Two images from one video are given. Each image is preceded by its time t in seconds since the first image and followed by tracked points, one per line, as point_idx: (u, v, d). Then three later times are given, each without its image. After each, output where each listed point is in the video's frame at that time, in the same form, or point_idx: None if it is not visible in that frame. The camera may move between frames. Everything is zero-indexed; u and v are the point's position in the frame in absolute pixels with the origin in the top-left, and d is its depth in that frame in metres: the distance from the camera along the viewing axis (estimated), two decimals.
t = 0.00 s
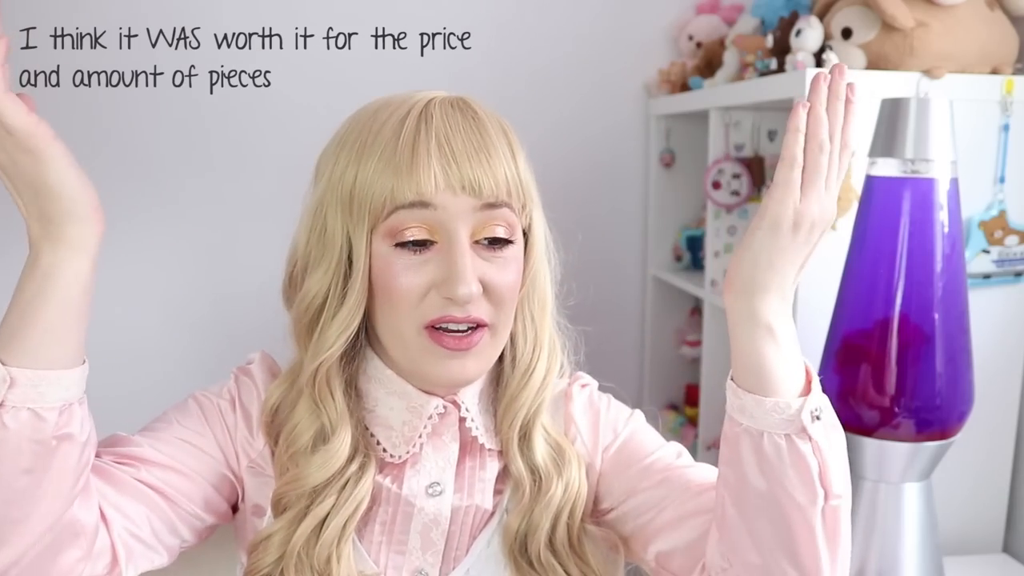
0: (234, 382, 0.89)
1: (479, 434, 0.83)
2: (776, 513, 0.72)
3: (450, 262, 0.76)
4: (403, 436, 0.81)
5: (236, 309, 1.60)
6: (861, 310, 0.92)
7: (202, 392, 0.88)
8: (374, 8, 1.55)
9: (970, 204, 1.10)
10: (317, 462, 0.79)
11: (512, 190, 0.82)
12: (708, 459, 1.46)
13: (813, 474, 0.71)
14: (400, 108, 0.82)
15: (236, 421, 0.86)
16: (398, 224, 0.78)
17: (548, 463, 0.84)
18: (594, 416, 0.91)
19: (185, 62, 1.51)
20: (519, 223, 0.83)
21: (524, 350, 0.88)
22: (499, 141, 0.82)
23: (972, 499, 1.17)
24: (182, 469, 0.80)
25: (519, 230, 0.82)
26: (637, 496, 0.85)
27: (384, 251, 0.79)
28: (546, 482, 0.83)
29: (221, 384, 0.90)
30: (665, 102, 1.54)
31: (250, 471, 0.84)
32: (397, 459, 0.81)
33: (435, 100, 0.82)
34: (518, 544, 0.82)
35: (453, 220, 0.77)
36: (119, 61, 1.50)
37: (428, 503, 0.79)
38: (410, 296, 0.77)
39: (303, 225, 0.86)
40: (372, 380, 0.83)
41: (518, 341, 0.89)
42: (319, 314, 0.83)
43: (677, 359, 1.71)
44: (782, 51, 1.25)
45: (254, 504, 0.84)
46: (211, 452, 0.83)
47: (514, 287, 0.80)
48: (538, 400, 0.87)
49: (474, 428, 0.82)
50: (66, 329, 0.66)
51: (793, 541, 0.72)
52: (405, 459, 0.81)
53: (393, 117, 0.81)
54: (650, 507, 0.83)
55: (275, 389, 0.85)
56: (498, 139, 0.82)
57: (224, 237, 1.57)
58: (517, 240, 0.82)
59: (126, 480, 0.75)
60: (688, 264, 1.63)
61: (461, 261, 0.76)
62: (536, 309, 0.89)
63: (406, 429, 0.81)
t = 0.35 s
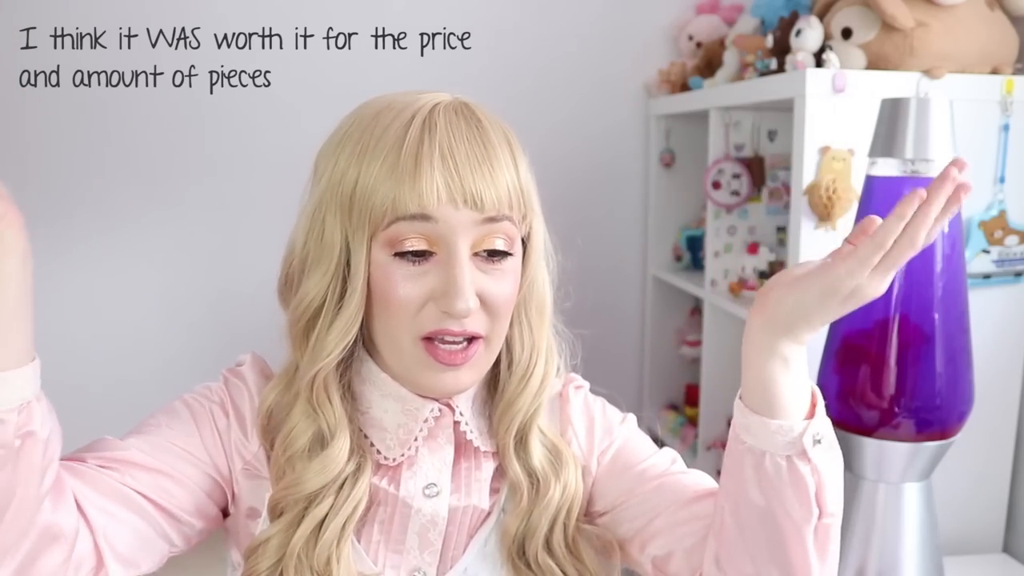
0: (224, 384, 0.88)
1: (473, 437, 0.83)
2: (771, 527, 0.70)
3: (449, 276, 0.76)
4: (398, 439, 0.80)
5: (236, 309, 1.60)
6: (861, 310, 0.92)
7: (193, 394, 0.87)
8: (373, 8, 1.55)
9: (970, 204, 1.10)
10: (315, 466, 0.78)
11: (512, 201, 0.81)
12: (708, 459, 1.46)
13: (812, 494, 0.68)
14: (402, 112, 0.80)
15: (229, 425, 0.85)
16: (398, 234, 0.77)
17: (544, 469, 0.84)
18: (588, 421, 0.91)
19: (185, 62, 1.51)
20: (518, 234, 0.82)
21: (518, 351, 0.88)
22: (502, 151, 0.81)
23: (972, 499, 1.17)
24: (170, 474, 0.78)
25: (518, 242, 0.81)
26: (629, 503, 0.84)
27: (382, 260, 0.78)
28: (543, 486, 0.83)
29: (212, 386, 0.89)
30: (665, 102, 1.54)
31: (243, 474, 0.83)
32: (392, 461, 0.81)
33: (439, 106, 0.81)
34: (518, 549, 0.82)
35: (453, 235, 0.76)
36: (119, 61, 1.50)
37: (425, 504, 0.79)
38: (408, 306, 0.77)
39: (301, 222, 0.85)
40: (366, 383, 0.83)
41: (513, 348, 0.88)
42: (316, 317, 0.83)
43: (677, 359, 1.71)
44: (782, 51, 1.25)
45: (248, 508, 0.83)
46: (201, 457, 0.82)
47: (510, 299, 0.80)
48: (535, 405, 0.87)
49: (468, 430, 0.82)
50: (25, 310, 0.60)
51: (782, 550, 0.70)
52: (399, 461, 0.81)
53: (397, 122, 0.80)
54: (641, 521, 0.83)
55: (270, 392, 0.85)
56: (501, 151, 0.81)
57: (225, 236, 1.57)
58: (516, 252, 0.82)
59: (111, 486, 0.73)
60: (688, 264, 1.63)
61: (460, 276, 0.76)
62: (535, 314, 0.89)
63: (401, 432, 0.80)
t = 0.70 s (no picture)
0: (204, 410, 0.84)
1: (471, 444, 0.84)
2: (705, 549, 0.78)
3: (444, 281, 0.76)
4: (395, 447, 0.80)
5: (236, 309, 1.60)
6: (861, 310, 0.92)
7: (173, 421, 0.82)
8: (373, 8, 1.55)
9: (970, 204, 1.10)
10: (320, 477, 0.78)
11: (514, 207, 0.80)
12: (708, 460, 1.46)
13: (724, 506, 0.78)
14: (406, 114, 0.80)
15: (220, 453, 0.81)
16: (395, 237, 0.77)
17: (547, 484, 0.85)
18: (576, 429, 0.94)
19: (184, 63, 1.51)
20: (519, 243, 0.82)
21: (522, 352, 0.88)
22: (504, 156, 0.80)
23: (972, 499, 1.17)
24: (166, 521, 0.75)
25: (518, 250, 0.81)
26: (625, 509, 0.87)
27: (379, 263, 0.78)
28: (548, 504, 0.84)
29: (193, 407, 0.85)
30: (665, 102, 1.54)
31: (238, 504, 0.81)
32: (387, 470, 0.80)
33: (443, 108, 0.81)
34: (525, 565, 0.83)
35: (450, 241, 0.76)
36: (118, 61, 1.50)
37: (426, 515, 0.79)
38: (404, 310, 0.77)
39: (302, 222, 0.85)
40: (366, 394, 0.82)
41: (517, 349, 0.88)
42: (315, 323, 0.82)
43: (677, 359, 1.71)
44: (782, 51, 1.25)
45: (241, 535, 0.81)
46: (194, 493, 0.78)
47: (504, 309, 0.80)
48: (537, 420, 0.87)
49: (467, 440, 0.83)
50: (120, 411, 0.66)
51: (725, 561, 0.78)
52: (396, 470, 0.81)
53: (400, 124, 0.79)
54: (634, 524, 0.86)
55: (268, 399, 0.84)
56: (503, 156, 0.80)
57: (224, 237, 1.57)
58: (515, 260, 0.81)
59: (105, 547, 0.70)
60: (687, 265, 1.64)
61: (456, 283, 0.75)
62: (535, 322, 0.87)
63: (397, 440, 0.81)
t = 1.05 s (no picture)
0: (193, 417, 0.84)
1: (461, 450, 0.83)
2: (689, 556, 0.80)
3: (431, 290, 0.75)
4: (385, 455, 0.80)
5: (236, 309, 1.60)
6: (861, 310, 0.92)
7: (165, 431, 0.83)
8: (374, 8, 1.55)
9: (970, 204, 1.10)
10: (302, 483, 0.77)
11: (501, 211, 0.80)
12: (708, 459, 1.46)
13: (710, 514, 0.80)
14: (392, 116, 0.79)
15: (213, 465, 0.81)
16: (380, 243, 0.76)
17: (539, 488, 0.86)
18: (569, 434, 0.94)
19: (184, 63, 1.51)
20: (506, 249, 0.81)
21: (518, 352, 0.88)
22: (491, 160, 0.80)
23: (972, 499, 1.17)
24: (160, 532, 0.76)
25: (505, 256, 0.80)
26: (614, 514, 0.88)
27: (363, 269, 0.77)
28: (539, 506, 0.85)
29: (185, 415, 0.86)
30: (665, 102, 1.54)
31: (229, 517, 0.80)
32: (376, 478, 0.80)
33: (430, 110, 0.80)
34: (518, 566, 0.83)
35: (438, 248, 0.76)
36: (118, 61, 1.50)
37: (418, 524, 0.79)
38: (389, 317, 0.77)
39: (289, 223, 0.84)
40: (351, 398, 0.82)
41: (508, 342, 0.88)
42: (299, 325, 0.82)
43: (677, 360, 1.70)
44: (782, 51, 1.25)
45: (230, 547, 0.80)
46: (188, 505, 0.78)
47: (494, 315, 0.80)
48: (529, 422, 0.87)
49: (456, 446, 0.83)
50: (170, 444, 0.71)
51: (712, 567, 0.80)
52: (386, 479, 0.80)
53: (385, 126, 0.78)
54: (623, 528, 0.87)
55: (253, 406, 0.83)
56: (490, 160, 0.79)
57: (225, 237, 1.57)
58: (503, 265, 0.81)
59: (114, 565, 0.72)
60: (687, 265, 1.64)
61: (442, 291, 0.75)
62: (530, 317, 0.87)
63: (386, 448, 0.80)
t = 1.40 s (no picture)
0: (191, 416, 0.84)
1: (463, 453, 0.83)
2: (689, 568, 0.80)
3: (429, 294, 0.75)
4: (387, 458, 0.80)
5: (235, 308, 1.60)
6: (861, 311, 0.92)
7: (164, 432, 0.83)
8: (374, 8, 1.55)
9: (970, 204, 1.10)
10: (303, 486, 0.77)
11: (500, 212, 0.80)
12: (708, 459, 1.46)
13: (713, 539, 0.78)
14: (390, 118, 0.79)
15: (212, 464, 0.81)
16: (378, 247, 0.76)
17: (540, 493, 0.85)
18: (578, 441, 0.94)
19: (184, 63, 1.51)
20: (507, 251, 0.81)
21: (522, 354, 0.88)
22: (490, 161, 0.79)
23: (972, 499, 1.17)
24: (158, 534, 0.76)
25: (504, 258, 0.80)
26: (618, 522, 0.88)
27: (362, 273, 0.78)
28: (542, 512, 0.85)
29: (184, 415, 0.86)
30: (665, 102, 1.54)
31: (229, 518, 0.80)
32: (379, 481, 0.80)
33: (428, 112, 0.80)
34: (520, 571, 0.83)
35: (435, 252, 0.76)
36: (118, 61, 1.50)
37: (419, 528, 0.79)
38: (388, 321, 0.77)
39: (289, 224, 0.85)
40: (352, 400, 0.82)
41: (513, 344, 0.88)
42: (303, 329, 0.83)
43: (677, 359, 1.70)
44: (782, 51, 1.25)
45: (231, 548, 0.80)
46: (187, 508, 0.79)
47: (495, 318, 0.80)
48: (533, 427, 0.87)
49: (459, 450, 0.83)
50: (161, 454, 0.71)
51: None
52: (387, 482, 0.80)
53: (382, 128, 0.78)
54: (624, 542, 0.86)
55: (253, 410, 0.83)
56: (489, 161, 0.79)
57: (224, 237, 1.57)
58: (502, 267, 0.81)
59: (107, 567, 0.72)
60: (687, 265, 1.64)
61: (441, 296, 0.75)
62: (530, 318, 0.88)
63: (388, 452, 0.80)
